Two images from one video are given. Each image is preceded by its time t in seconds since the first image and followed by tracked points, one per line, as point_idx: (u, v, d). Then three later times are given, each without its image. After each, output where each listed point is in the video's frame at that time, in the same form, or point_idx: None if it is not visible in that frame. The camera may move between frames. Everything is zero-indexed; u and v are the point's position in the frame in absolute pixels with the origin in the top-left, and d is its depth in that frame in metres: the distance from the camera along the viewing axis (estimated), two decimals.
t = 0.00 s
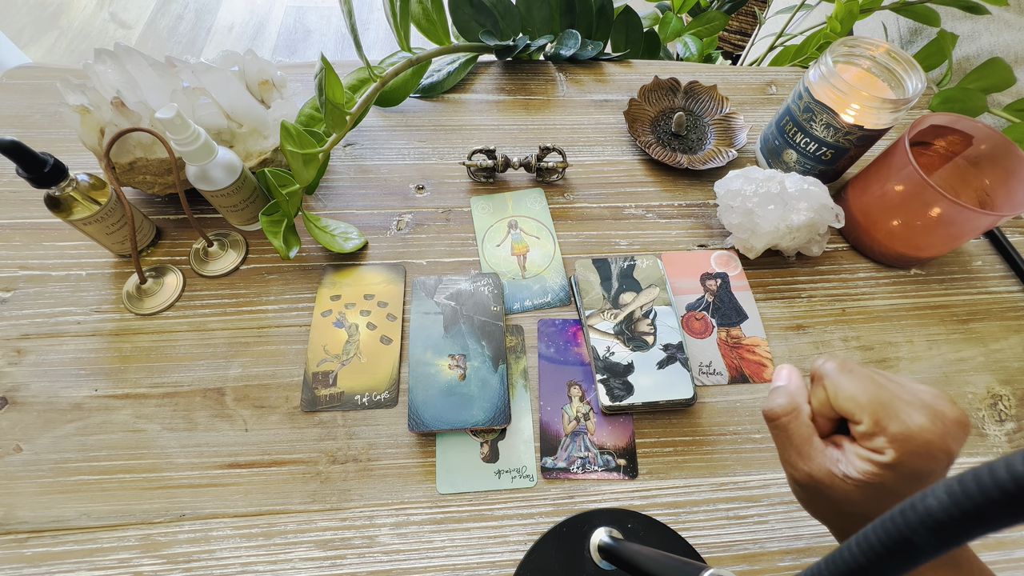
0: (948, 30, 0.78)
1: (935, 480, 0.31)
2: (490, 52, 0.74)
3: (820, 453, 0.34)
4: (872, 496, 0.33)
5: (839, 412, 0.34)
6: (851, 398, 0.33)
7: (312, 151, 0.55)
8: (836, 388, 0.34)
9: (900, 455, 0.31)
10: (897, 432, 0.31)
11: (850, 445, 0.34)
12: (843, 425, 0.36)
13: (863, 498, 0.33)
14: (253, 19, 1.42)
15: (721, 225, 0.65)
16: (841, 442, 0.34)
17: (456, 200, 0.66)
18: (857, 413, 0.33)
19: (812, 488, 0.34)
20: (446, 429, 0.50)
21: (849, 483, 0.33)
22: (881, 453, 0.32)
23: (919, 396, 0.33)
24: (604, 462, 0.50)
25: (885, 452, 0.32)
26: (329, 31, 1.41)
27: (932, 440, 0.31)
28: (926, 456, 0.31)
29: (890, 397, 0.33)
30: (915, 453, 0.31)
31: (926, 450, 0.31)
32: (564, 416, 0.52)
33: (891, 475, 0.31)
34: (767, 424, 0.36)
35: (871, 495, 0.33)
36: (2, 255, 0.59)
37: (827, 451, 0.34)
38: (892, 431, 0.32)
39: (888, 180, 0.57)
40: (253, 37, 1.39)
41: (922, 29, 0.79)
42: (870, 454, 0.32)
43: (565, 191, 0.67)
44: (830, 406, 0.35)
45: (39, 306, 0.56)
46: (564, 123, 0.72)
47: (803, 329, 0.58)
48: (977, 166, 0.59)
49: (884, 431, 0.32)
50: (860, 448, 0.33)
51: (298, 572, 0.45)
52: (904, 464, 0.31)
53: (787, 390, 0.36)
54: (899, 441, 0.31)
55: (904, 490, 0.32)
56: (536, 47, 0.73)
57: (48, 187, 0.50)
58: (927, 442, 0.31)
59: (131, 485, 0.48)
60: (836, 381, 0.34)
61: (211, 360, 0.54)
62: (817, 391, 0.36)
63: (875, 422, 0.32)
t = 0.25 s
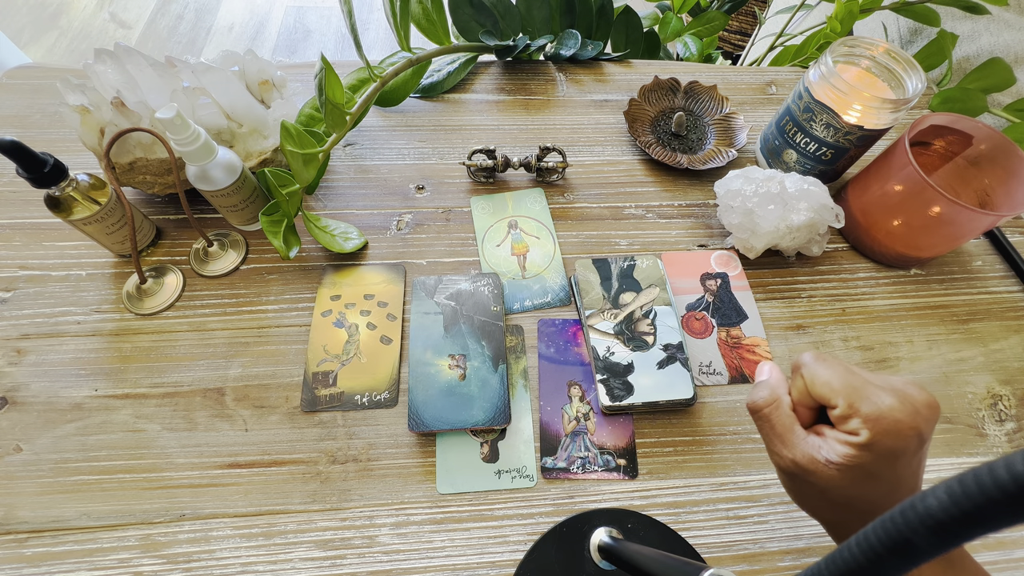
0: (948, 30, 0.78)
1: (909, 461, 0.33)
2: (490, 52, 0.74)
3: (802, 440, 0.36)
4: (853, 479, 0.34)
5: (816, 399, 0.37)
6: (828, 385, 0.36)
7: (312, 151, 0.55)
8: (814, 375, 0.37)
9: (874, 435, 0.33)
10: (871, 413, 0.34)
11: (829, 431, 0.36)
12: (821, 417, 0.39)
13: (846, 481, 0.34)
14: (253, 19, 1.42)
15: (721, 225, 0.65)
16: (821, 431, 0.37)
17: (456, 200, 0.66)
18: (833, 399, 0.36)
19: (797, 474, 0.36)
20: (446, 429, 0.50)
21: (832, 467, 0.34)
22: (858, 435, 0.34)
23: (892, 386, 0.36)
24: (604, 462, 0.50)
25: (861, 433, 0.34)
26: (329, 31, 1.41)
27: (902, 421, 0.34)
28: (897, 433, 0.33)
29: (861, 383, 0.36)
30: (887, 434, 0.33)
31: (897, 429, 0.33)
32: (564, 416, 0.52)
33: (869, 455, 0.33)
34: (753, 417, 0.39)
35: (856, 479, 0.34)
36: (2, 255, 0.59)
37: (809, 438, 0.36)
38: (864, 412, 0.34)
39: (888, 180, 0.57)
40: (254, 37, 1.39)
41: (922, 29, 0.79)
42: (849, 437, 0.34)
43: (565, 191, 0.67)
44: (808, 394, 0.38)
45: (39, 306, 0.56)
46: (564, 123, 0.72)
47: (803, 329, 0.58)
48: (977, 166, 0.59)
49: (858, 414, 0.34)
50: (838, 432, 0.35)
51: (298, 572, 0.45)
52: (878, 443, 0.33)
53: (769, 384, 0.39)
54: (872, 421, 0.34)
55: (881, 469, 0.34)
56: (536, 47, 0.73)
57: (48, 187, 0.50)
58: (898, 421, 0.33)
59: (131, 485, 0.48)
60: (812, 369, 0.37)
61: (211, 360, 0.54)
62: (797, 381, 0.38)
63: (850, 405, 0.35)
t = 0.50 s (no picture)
0: (948, 30, 0.78)
1: (920, 464, 0.34)
2: (490, 52, 0.74)
3: (811, 442, 0.36)
4: (863, 482, 0.34)
5: (824, 399, 0.37)
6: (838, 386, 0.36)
7: (312, 151, 0.55)
8: (823, 376, 0.37)
9: (883, 437, 0.34)
10: (882, 415, 0.34)
11: (838, 433, 0.36)
12: (827, 417, 0.39)
13: (856, 484, 0.34)
14: (253, 19, 1.42)
15: (721, 225, 0.65)
16: (829, 433, 0.37)
17: (456, 200, 0.66)
18: (842, 400, 0.36)
19: (806, 476, 0.36)
20: (446, 429, 0.50)
21: (841, 469, 0.34)
22: (868, 437, 0.34)
23: (904, 389, 0.36)
24: (604, 462, 0.50)
25: (871, 435, 0.34)
26: (329, 31, 1.41)
27: (912, 423, 0.34)
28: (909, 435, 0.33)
29: (871, 384, 0.36)
30: (897, 436, 0.33)
31: (907, 432, 0.33)
32: (564, 416, 0.52)
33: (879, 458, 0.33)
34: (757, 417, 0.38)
35: (865, 482, 0.34)
36: (2, 255, 0.59)
37: (817, 440, 0.36)
38: (875, 414, 0.34)
39: (888, 180, 0.57)
40: (254, 37, 1.39)
41: (923, 29, 0.79)
42: (858, 440, 0.34)
43: (565, 191, 0.67)
44: (815, 394, 0.38)
45: (39, 306, 0.56)
46: (564, 123, 0.72)
47: (803, 329, 0.58)
48: (977, 166, 0.59)
49: (868, 416, 0.35)
50: (847, 434, 0.35)
51: (298, 572, 0.45)
52: (887, 446, 0.33)
53: (772, 385, 0.39)
54: (882, 423, 0.34)
55: (891, 472, 0.34)
56: (536, 47, 0.73)
57: (48, 187, 0.50)
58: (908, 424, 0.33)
59: (131, 485, 0.48)
60: (821, 369, 0.37)
61: (211, 360, 0.54)
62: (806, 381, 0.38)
63: (861, 407, 0.35)
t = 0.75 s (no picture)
0: (948, 30, 0.78)
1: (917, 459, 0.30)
2: (490, 52, 0.74)
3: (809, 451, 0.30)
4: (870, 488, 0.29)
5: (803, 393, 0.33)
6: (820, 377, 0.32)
7: (312, 151, 0.55)
8: (803, 368, 0.32)
9: (875, 431, 0.30)
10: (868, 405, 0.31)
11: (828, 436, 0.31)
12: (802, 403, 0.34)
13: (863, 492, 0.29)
14: (253, 19, 1.42)
15: (721, 225, 0.65)
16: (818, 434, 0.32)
17: (456, 200, 0.66)
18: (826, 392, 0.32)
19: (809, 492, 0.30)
20: (446, 429, 0.50)
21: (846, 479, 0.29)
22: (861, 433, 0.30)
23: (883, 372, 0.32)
24: (604, 462, 0.50)
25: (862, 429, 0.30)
26: (329, 31, 1.41)
27: (901, 412, 0.30)
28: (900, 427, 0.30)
29: (855, 371, 0.32)
30: (888, 427, 0.30)
31: (897, 421, 0.30)
32: (564, 416, 0.52)
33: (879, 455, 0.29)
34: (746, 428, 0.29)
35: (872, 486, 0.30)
36: (2, 255, 0.59)
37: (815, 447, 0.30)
38: (861, 406, 0.31)
39: (888, 180, 0.57)
40: (254, 37, 1.39)
41: (922, 29, 0.79)
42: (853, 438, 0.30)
43: (565, 191, 0.67)
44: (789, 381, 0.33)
45: (39, 306, 0.56)
46: (564, 123, 0.72)
47: (803, 329, 0.58)
48: (977, 166, 0.59)
49: (853, 408, 0.31)
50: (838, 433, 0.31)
51: (298, 572, 0.45)
52: (881, 440, 0.30)
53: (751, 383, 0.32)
54: (869, 415, 0.30)
55: (895, 473, 0.29)
56: (536, 47, 0.73)
57: (48, 187, 0.50)
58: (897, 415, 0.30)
59: (131, 485, 0.48)
60: (801, 357, 0.33)
61: (211, 360, 0.54)
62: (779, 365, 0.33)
63: (845, 399, 0.31)
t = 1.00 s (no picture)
0: (948, 30, 0.78)
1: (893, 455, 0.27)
2: (490, 52, 0.74)
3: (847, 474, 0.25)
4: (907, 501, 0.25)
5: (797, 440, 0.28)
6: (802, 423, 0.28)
7: (312, 151, 0.55)
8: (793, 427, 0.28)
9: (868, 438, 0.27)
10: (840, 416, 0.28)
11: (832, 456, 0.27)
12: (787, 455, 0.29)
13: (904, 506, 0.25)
14: (253, 19, 1.42)
15: (721, 225, 0.65)
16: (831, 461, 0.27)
17: (456, 200, 0.66)
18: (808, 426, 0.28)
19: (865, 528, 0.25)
20: (446, 429, 0.50)
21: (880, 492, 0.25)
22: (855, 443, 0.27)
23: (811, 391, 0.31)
24: (604, 462, 0.50)
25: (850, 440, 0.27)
26: (329, 31, 1.41)
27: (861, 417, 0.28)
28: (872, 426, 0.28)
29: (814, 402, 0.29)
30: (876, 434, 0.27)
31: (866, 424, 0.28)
32: (564, 416, 0.52)
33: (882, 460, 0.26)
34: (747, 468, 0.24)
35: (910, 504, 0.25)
36: (3, 255, 0.59)
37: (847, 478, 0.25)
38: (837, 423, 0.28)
39: (888, 180, 0.57)
40: (254, 37, 1.39)
41: (923, 29, 0.79)
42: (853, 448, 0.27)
43: (565, 191, 0.67)
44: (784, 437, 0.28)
45: (39, 306, 0.56)
46: (564, 123, 0.72)
47: (803, 329, 0.58)
48: (977, 166, 0.59)
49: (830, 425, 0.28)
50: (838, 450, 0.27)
51: (298, 572, 0.45)
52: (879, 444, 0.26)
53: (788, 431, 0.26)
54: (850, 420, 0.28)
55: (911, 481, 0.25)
56: (536, 47, 0.73)
57: (48, 187, 0.50)
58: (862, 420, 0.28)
59: (131, 485, 0.48)
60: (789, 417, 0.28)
61: (211, 360, 0.54)
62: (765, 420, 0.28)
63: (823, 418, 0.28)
